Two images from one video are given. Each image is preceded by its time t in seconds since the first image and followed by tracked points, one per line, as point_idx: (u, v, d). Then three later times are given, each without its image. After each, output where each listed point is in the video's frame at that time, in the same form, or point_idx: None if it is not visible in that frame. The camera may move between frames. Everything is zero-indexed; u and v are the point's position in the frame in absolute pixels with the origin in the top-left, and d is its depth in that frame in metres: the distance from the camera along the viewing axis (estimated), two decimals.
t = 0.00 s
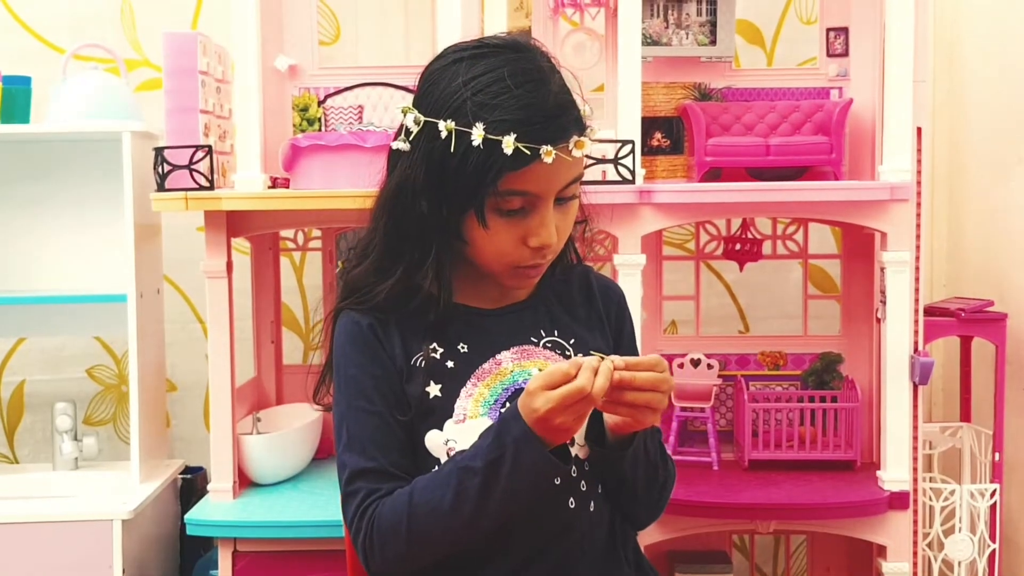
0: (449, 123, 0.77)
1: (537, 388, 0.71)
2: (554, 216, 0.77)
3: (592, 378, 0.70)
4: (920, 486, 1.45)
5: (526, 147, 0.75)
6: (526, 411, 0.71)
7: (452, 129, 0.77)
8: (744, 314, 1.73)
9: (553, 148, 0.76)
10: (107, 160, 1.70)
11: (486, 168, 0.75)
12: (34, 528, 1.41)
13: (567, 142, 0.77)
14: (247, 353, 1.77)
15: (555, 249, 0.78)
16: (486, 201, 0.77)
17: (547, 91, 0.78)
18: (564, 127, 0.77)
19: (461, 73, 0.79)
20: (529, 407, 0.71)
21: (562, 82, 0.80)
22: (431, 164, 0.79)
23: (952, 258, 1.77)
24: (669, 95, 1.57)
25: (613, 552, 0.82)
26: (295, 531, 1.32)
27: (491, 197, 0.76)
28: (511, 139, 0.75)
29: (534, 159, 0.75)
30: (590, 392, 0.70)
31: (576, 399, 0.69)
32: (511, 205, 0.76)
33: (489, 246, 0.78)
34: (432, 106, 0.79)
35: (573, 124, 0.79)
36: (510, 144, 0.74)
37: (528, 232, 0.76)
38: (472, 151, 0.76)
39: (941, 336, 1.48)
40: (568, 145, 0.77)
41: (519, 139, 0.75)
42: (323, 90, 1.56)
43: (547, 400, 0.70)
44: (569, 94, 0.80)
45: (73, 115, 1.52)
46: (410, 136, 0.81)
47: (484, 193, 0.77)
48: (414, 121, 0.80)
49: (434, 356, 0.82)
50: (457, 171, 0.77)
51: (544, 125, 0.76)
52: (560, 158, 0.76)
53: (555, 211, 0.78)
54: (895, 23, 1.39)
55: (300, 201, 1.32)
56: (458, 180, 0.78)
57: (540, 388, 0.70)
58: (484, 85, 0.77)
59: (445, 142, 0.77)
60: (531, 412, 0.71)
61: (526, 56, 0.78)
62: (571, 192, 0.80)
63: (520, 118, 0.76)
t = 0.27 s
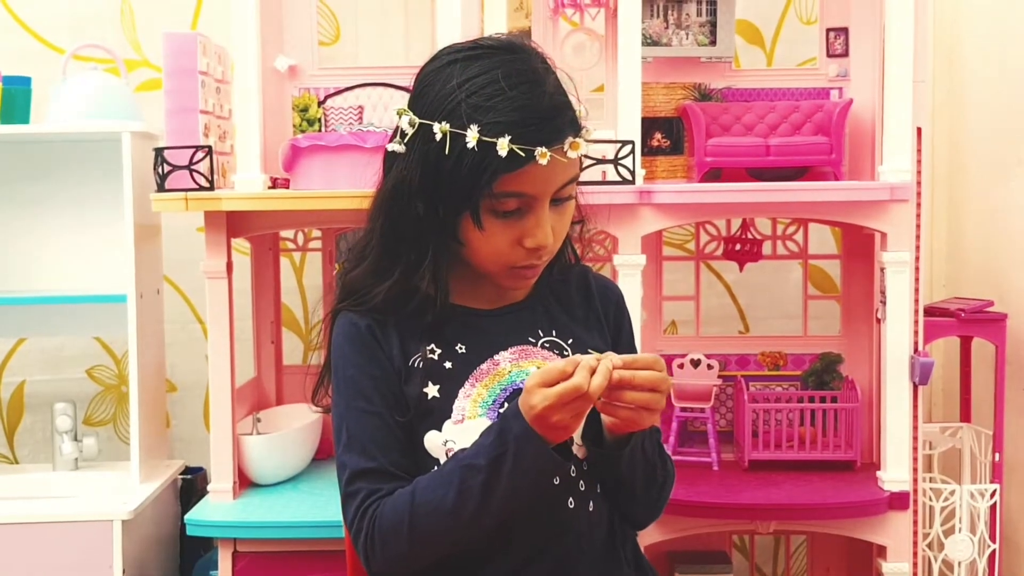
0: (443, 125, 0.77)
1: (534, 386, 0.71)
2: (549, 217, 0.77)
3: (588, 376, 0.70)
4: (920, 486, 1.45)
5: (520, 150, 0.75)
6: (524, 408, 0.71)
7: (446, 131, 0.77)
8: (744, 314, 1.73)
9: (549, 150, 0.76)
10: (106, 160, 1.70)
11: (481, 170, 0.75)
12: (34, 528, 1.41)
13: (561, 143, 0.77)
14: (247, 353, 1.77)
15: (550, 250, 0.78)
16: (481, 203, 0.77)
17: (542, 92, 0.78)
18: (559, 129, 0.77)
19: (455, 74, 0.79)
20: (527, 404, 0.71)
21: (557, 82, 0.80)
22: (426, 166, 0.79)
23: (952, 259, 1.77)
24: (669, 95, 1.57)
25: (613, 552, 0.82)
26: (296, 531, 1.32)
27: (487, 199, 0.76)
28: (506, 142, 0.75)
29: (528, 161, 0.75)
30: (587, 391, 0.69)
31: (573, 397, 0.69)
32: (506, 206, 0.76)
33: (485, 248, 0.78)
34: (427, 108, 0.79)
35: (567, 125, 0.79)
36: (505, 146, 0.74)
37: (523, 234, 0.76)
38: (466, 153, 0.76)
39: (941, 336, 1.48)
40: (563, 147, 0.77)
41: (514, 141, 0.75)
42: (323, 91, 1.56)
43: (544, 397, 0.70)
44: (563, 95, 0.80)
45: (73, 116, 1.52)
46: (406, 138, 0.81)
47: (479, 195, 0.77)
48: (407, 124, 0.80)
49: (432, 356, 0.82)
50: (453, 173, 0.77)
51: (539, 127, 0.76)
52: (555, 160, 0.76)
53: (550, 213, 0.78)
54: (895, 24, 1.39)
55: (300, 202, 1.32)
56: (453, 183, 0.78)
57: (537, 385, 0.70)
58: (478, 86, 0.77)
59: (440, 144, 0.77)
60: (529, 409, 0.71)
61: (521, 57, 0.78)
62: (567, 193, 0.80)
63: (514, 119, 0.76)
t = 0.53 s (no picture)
0: (434, 128, 0.77)
1: (529, 385, 0.71)
2: (541, 217, 0.77)
3: (581, 377, 0.70)
4: (920, 486, 1.45)
5: (511, 151, 0.75)
6: (518, 407, 0.72)
7: (437, 134, 0.77)
8: (743, 313, 1.73)
9: (539, 151, 0.76)
10: (106, 160, 1.70)
11: (472, 173, 0.75)
12: (33, 528, 1.41)
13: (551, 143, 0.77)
14: (247, 353, 1.77)
15: (542, 250, 0.78)
16: (474, 205, 0.77)
17: (532, 93, 0.77)
18: (550, 129, 0.77)
19: (444, 77, 0.78)
20: (521, 403, 0.71)
21: (547, 82, 0.79)
22: (417, 169, 0.79)
23: (952, 258, 1.77)
24: (668, 95, 1.57)
25: (610, 552, 0.82)
26: (295, 531, 1.32)
27: (479, 201, 0.77)
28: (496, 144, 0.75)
29: (518, 163, 0.75)
30: (580, 392, 0.70)
31: (565, 397, 0.69)
32: (498, 208, 0.77)
33: (478, 250, 0.78)
34: (417, 111, 0.79)
35: (558, 125, 0.78)
36: (495, 148, 0.74)
37: (516, 235, 0.77)
38: (456, 156, 0.76)
39: (940, 336, 1.48)
40: (553, 147, 0.77)
41: (504, 143, 0.75)
42: (323, 91, 1.56)
43: (537, 397, 0.70)
44: (553, 95, 0.79)
45: (72, 116, 1.52)
46: (396, 141, 0.80)
47: (472, 198, 0.77)
48: (395, 128, 0.80)
49: (427, 358, 0.82)
50: (445, 177, 0.77)
51: (529, 128, 0.76)
52: (545, 161, 0.76)
53: (542, 213, 0.78)
54: (895, 23, 1.39)
55: (300, 201, 1.32)
56: (445, 185, 0.78)
57: (531, 384, 0.70)
58: (467, 89, 0.77)
59: (431, 147, 0.78)
60: (523, 408, 0.71)
61: (510, 58, 0.78)
62: (559, 193, 0.80)
63: (504, 121, 0.75)
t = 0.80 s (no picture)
0: (425, 129, 0.77)
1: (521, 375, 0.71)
2: (536, 216, 0.77)
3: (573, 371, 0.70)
4: (920, 485, 1.45)
5: (502, 150, 0.75)
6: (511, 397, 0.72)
7: (428, 135, 0.77)
8: (743, 312, 1.73)
9: (530, 150, 0.76)
10: (106, 159, 1.70)
11: (466, 173, 0.76)
12: (33, 527, 1.41)
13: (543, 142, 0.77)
14: (247, 351, 1.77)
15: (537, 249, 0.78)
16: (468, 205, 0.77)
17: (523, 92, 0.77)
18: (542, 128, 0.77)
19: (435, 77, 0.78)
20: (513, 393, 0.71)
21: (539, 80, 0.79)
22: (411, 169, 0.79)
23: (952, 257, 1.77)
24: (668, 94, 1.58)
25: (609, 549, 0.82)
26: (295, 530, 1.32)
27: (473, 202, 0.77)
28: (487, 143, 0.75)
29: (511, 162, 0.75)
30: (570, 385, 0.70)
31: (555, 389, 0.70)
32: (492, 207, 0.77)
33: (473, 250, 0.78)
34: (410, 112, 0.79)
35: (550, 123, 0.78)
36: (486, 148, 0.74)
37: (510, 234, 0.76)
38: (449, 156, 0.76)
39: (940, 335, 1.48)
40: (546, 145, 0.77)
41: (496, 143, 0.75)
42: (323, 89, 1.56)
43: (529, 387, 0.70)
44: (546, 94, 0.79)
45: (72, 115, 1.52)
46: (389, 142, 0.81)
47: (466, 198, 0.77)
48: (387, 129, 0.80)
49: (423, 356, 0.82)
50: (439, 177, 0.77)
51: (520, 127, 0.76)
52: (537, 160, 0.76)
53: (536, 211, 0.78)
54: (894, 22, 1.39)
55: (299, 200, 1.32)
56: (439, 186, 0.78)
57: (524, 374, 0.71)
58: (458, 89, 0.77)
59: (423, 148, 0.78)
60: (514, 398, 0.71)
61: (500, 58, 0.78)
62: (554, 191, 0.80)
63: (496, 120, 0.75)
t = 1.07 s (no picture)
0: (420, 129, 0.77)
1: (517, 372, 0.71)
2: (532, 215, 0.77)
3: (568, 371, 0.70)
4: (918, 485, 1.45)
5: (497, 150, 0.75)
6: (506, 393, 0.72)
7: (423, 135, 0.77)
8: (742, 312, 1.73)
9: (525, 150, 0.75)
10: (105, 158, 1.70)
11: (461, 173, 0.75)
12: (31, 526, 1.41)
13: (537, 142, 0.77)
14: (246, 351, 1.77)
15: (533, 248, 0.77)
16: (464, 205, 0.77)
17: (518, 91, 0.77)
18: (536, 128, 0.77)
19: (430, 77, 0.78)
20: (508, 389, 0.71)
21: (534, 80, 0.79)
22: (407, 169, 0.79)
23: (951, 258, 1.77)
24: (667, 94, 1.58)
25: (608, 549, 0.82)
26: (294, 529, 1.32)
27: (468, 201, 0.77)
28: (482, 144, 0.75)
29: (505, 162, 0.75)
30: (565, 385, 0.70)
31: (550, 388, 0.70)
32: (487, 207, 0.76)
33: (469, 250, 0.78)
34: (405, 112, 0.79)
35: (545, 123, 0.78)
36: (481, 148, 0.74)
37: (506, 234, 0.76)
38: (444, 156, 0.76)
39: (939, 335, 1.48)
40: (541, 145, 0.77)
41: (490, 143, 0.75)
42: (322, 89, 1.56)
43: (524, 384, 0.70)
44: (541, 93, 0.79)
45: (72, 114, 1.52)
46: (384, 143, 0.81)
47: (461, 198, 0.77)
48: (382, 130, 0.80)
49: (421, 356, 0.82)
50: (434, 177, 0.77)
51: (515, 127, 0.76)
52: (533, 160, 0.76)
53: (532, 211, 0.77)
54: (894, 22, 1.39)
55: (297, 200, 1.31)
56: (435, 186, 0.78)
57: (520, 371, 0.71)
58: (453, 89, 0.77)
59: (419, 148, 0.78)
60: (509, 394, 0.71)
61: (495, 58, 0.78)
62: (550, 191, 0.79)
63: (491, 120, 0.75)
